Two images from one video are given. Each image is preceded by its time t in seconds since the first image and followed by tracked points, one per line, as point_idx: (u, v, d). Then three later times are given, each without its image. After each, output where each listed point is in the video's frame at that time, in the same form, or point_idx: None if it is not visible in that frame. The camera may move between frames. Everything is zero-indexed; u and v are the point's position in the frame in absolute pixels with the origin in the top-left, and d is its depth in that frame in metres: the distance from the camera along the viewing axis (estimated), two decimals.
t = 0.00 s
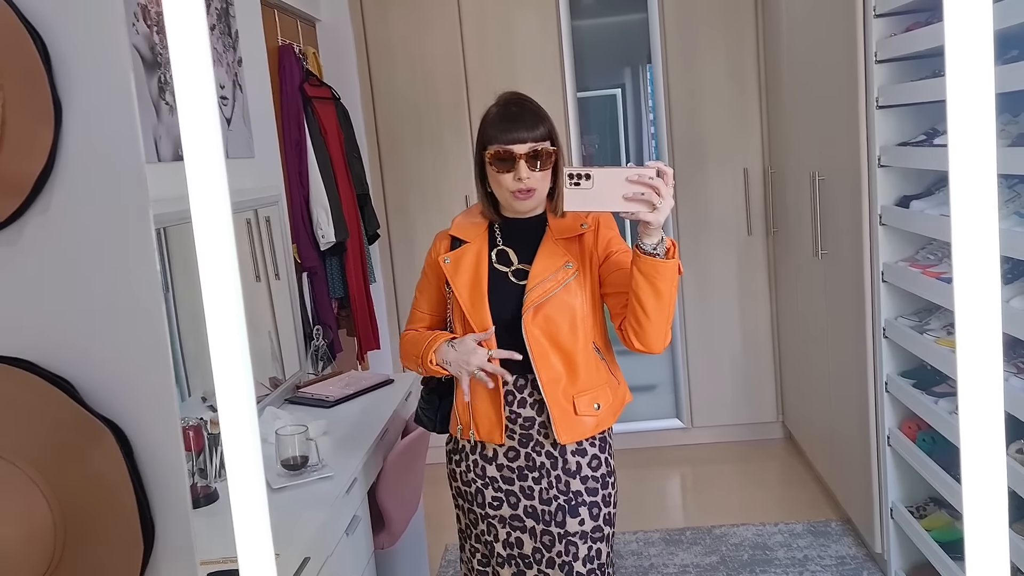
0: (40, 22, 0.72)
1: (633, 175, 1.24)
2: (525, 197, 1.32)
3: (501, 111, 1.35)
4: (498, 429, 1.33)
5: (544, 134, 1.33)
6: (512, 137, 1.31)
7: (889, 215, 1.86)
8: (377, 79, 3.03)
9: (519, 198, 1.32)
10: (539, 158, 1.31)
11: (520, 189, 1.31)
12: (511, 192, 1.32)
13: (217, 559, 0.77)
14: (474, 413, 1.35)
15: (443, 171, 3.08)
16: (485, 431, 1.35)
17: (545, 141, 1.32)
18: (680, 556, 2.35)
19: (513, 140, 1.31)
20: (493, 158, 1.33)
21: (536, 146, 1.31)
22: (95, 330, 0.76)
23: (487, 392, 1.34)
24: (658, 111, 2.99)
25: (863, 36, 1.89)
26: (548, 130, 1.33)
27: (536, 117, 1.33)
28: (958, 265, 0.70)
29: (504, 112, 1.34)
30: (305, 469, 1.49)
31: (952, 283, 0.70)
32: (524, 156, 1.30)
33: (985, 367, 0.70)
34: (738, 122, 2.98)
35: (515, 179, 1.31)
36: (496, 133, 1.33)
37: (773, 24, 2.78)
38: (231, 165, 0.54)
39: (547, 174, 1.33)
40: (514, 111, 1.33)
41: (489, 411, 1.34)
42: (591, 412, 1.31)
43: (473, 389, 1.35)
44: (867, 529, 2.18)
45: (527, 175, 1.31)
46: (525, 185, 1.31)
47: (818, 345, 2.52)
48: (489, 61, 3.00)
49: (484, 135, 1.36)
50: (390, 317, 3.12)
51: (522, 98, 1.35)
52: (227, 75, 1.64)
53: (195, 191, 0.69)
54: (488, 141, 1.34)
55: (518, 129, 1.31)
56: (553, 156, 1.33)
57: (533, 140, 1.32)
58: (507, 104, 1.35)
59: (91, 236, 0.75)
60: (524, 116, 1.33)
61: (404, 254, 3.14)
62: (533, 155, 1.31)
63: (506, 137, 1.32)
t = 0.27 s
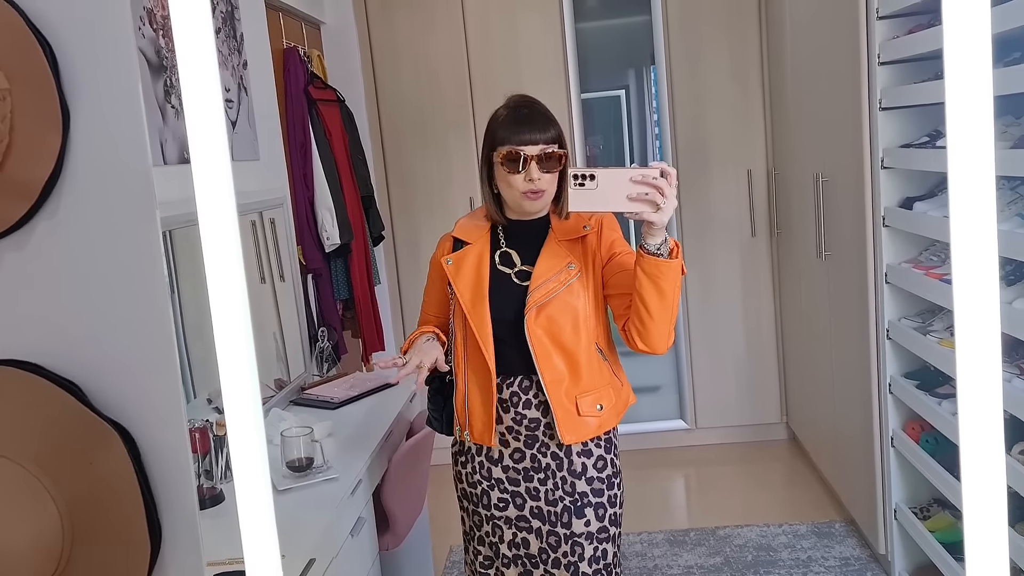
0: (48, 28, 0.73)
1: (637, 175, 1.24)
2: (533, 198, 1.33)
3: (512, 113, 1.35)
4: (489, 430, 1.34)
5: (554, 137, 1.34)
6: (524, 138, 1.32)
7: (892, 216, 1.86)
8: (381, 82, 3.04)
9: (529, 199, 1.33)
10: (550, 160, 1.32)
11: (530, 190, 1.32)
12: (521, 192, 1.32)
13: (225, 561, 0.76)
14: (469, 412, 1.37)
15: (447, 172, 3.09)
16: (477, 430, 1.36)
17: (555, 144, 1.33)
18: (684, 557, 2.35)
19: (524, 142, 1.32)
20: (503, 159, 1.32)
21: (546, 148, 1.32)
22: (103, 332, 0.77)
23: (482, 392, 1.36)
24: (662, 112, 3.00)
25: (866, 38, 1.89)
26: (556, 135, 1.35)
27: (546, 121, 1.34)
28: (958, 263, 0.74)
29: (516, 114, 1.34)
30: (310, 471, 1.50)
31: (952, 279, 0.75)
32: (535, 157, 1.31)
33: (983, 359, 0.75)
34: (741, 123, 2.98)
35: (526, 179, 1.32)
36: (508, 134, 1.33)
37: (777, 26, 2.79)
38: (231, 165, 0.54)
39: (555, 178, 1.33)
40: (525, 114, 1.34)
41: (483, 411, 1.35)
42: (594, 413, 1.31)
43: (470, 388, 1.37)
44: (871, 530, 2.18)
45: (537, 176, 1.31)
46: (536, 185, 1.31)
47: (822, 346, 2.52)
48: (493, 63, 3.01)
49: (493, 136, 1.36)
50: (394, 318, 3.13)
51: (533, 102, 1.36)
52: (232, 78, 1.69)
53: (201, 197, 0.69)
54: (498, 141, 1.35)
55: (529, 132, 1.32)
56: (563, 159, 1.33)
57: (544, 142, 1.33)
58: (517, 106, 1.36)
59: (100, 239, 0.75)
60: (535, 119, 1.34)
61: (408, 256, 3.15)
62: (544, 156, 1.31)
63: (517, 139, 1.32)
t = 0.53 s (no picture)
0: (55, 30, 0.74)
1: (641, 176, 1.24)
2: (537, 196, 1.33)
3: (517, 114, 1.35)
4: (508, 430, 1.34)
5: (560, 136, 1.34)
6: (529, 137, 1.32)
7: (897, 217, 1.86)
8: (386, 83, 3.05)
9: (534, 197, 1.33)
10: (555, 158, 1.31)
11: (533, 187, 1.32)
12: (525, 190, 1.33)
13: (229, 560, 0.78)
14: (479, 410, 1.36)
15: (452, 174, 3.10)
16: (497, 431, 1.35)
17: (560, 142, 1.33)
18: (689, 557, 2.35)
19: (530, 140, 1.32)
20: (508, 156, 1.33)
21: (551, 145, 1.31)
22: (109, 332, 0.77)
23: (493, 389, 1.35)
24: (666, 113, 2.99)
25: (871, 38, 1.89)
26: (561, 133, 1.35)
27: (552, 120, 1.34)
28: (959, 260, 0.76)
29: (521, 114, 1.34)
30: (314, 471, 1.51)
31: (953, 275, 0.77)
32: (540, 154, 1.31)
33: (983, 356, 0.76)
34: (746, 124, 2.98)
35: (530, 177, 1.32)
36: (513, 133, 1.34)
37: (781, 26, 2.79)
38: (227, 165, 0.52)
39: (560, 175, 1.33)
40: (530, 113, 1.34)
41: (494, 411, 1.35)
42: (600, 412, 1.31)
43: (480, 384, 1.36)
44: (876, 530, 2.18)
45: (541, 173, 1.32)
46: (541, 183, 1.31)
47: (827, 347, 2.52)
48: (497, 64, 3.01)
49: (498, 136, 1.37)
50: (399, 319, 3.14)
51: (539, 103, 1.35)
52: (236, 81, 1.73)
53: (207, 197, 0.71)
54: (504, 140, 1.35)
55: (534, 130, 1.32)
56: (564, 156, 1.32)
57: (548, 139, 1.33)
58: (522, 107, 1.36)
59: (107, 239, 0.76)
60: (540, 118, 1.34)
61: (413, 257, 3.16)
62: (549, 154, 1.31)
63: (523, 137, 1.33)
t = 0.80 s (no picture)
0: (59, 33, 0.74)
1: (646, 177, 1.24)
2: (542, 196, 1.33)
3: (523, 113, 1.36)
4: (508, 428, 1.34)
5: (565, 137, 1.35)
6: (535, 137, 1.33)
7: (899, 216, 1.86)
8: (389, 83, 3.06)
9: (538, 197, 1.33)
10: (560, 159, 1.33)
11: (538, 188, 1.32)
12: (528, 191, 1.33)
13: (235, 558, 0.79)
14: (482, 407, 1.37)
15: (455, 174, 3.10)
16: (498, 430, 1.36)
17: (566, 144, 1.34)
18: (691, 558, 2.35)
19: (535, 140, 1.33)
20: (514, 157, 1.33)
21: (557, 147, 1.33)
22: (113, 332, 0.78)
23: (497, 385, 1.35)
24: (670, 113, 2.99)
25: (874, 38, 1.89)
26: (567, 135, 1.36)
27: (557, 121, 1.35)
28: (958, 259, 0.77)
29: (527, 114, 1.35)
30: (318, 470, 1.51)
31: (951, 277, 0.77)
32: (545, 155, 1.32)
33: (982, 354, 0.77)
34: (749, 124, 2.98)
35: (534, 178, 1.32)
36: (519, 133, 1.34)
37: (784, 26, 2.78)
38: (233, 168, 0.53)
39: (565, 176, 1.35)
40: (536, 113, 1.35)
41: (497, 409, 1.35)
42: (603, 409, 1.32)
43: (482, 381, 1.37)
44: (879, 530, 2.17)
45: (547, 175, 1.32)
46: (546, 183, 1.32)
47: (830, 347, 2.52)
48: (500, 64, 3.02)
49: (504, 135, 1.37)
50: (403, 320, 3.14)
51: (545, 103, 1.36)
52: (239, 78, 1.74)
53: (209, 191, 0.73)
54: (509, 140, 1.36)
55: (540, 130, 1.33)
56: (573, 160, 1.34)
57: (555, 140, 1.34)
58: (528, 106, 1.37)
59: (111, 240, 0.77)
60: (546, 118, 1.35)
61: (417, 257, 3.16)
62: (555, 155, 1.32)
63: (528, 138, 1.33)
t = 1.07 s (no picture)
0: (66, 29, 0.75)
1: (648, 177, 1.25)
2: (546, 194, 1.34)
3: (525, 112, 1.37)
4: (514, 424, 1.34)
5: (566, 135, 1.35)
6: (537, 136, 1.34)
7: (901, 214, 1.86)
8: (392, 83, 3.06)
9: (541, 195, 1.34)
10: (561, 157, 1.34)
11: (541, 186, 1.33)
12: (531, 189, 1.34)
13: (238, 553, 0.80)
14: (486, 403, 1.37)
15: (458, 173, 3.11)
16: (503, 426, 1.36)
17: (568, 142, 1.35)
18: (694, 555, 2.35)
19: (537, 139, 1.34)
20: (515, 155, 1.34)
21: (559, 144, 1.33)
22: (120, 325, 0.79)
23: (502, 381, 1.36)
24: (672, 111, 3.00)
25: (876, 35, 1.90)
26: (568, 133, 1.36)
27: (559, 119, 1.36)
28: (955, 255, 0.77)
29: (529, 112, 1.36)
30: (322, 466, 1.52)
31: (949, 271, 0.78)
32: (547, 153, 1.32)
33: (980, 350, 0.77)
34: (751, 122, 2.98)
35: (537, 176, 1.33)
36: (521, 132, 1.35)
37: (786, 24, 2.79)
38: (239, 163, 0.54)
39: (567, 174, 1.35)
40: (538, 112, 1.36)
41: (502, 407, 1.36)
42: (607, 404, 1.32)
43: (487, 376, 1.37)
44: (882, 527, 2.18)
45: (549, 172, 1.33)
46: (548, 181, 1.33)
47: (832, 344, 2.52)
48: (503, 63, 3.02)
49: (505, 134, 1.38)
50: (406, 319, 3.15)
51: (546, 102, 1.37)
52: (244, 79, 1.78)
53: (214, 187, 0.74)
54: (511, 138, 1.36)
55: (542, 129, 1.34)
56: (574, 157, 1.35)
57: (556, 138, 1.34)
58: (530, 105, 1.38)
59: (117, 234, 0.77)
60: (547, 117, 1.35)
61: (420, 257, 3.17)
62: (556, 153, 1.33)
63: (530, 136, 1.34)
